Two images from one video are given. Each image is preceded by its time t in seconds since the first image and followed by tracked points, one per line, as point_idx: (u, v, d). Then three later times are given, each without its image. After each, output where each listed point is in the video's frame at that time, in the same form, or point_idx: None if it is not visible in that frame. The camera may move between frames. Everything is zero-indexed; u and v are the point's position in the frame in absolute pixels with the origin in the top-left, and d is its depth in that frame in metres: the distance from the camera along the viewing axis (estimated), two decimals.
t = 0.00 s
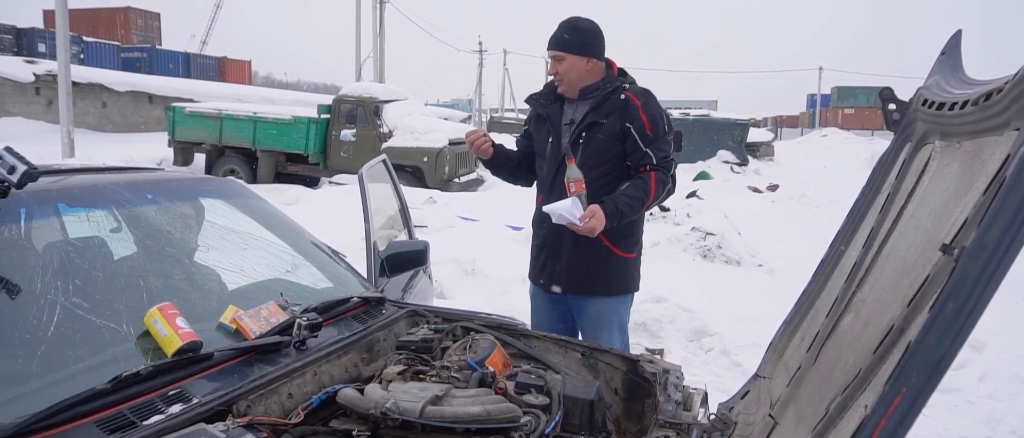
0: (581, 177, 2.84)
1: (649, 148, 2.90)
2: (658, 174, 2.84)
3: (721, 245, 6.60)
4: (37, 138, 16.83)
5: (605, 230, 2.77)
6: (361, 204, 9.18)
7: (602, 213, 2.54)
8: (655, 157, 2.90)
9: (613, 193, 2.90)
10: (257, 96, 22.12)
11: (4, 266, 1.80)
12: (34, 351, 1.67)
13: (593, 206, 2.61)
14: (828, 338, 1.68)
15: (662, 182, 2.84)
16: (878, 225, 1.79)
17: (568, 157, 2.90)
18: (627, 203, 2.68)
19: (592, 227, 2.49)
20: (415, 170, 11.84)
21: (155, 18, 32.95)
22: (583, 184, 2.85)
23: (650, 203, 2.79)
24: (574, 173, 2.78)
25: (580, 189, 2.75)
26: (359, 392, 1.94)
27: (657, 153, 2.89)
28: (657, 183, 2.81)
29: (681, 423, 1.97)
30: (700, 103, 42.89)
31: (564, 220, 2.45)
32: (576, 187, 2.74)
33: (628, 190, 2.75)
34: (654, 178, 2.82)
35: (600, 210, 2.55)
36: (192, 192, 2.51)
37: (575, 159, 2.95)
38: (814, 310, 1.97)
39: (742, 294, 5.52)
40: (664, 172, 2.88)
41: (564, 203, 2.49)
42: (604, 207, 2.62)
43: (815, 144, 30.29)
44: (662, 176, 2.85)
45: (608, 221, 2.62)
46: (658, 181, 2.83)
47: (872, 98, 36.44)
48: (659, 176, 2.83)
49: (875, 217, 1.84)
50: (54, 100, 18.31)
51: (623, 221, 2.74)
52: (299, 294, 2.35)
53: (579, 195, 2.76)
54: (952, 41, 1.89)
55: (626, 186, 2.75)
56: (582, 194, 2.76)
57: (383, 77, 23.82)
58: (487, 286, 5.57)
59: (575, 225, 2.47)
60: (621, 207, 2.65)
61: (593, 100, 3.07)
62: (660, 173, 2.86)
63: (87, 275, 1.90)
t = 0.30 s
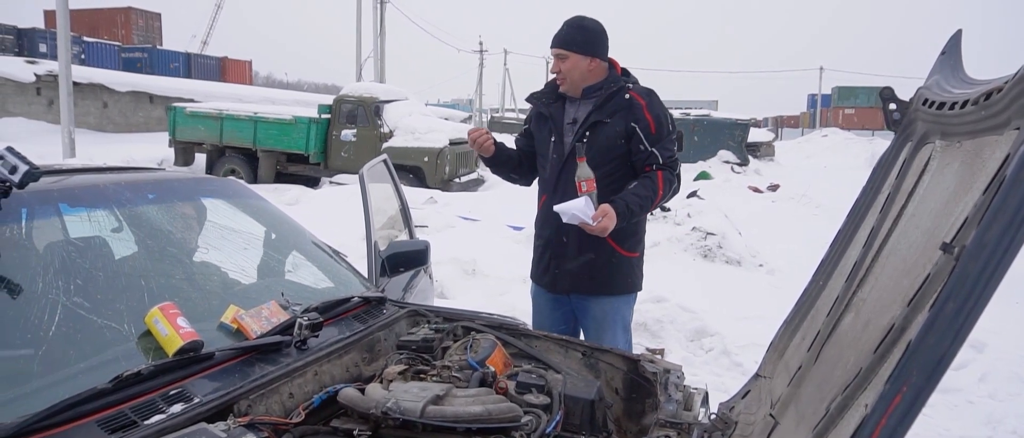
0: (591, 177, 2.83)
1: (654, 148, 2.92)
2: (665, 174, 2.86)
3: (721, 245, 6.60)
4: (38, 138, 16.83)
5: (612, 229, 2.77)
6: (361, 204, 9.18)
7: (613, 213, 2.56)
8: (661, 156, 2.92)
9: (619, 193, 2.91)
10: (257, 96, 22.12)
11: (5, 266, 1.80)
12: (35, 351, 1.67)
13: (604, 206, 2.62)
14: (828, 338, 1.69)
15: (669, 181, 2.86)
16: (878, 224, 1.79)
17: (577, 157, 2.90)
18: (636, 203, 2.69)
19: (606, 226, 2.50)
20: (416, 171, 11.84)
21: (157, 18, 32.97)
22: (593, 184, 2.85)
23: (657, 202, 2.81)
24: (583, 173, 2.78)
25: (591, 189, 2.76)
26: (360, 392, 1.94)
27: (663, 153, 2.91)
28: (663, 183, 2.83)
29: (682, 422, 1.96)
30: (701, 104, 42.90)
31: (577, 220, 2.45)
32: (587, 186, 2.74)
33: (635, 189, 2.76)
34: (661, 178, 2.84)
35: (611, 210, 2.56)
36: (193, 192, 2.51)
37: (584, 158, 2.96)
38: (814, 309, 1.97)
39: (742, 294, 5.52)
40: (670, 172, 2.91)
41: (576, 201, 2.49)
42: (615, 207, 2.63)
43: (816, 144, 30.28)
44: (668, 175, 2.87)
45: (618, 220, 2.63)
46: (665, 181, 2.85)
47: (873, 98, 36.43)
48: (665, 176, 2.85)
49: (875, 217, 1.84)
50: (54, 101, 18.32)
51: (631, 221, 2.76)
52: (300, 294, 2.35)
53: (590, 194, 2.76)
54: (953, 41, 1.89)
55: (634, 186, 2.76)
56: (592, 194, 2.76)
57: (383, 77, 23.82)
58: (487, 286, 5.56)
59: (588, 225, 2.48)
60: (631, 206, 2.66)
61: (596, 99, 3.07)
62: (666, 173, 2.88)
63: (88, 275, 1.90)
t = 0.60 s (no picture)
0: (599, 174, 2.81)
1: (659, 147, 2.93)
2: (670, 172, 2.87)
3: (721, 245, 6.59)
4: (37, 138, 16.83)
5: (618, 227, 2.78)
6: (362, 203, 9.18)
7: (622, 211, 2.56)
8: (666, 155, 2.93)
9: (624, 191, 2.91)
10: (257, 96, 22.12)
11: (5, 265, 1.80)
12: (35, 349, 1.67)
13: (613, 204, 2.62)
14: (829, 337, 1.69)
15: (674, 180, 2.88)
16: (879, 223, 1.79)
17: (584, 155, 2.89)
18: (643, 201, 2.70)
19: (615, 225, 2.50)
20: (416, 170, 11.84)
21: (157, 18, 32.99)
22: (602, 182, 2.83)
23: (664, 200, 2.81)
24: (592, 171, 2.77)
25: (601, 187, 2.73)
26: (360, 392, 1.93)
27: (667, 152, 2.93)
28: (669, 181, 2.84)
29: (682, 422, 1.96)
30: (701, 104, 42.88)
31: (587, 218, 2.46)
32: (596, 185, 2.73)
33: (642, 187, 2.76)
34: (667, 176, 2.85)
35: (620, 208, 2.57)
36: (194, 192, 2.51)
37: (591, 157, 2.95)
38: (815, 308, 1.97)
39: (743, 294, 5.51)
40: (675, 170, 2.92)
41: (586, 199, 2.50)
42: (624, 206, 2.64)
43: (816, 144, 30.28)
44: (673, 174, 2.88)
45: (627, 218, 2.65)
46: (670, 179, 2.86)
47: (873, 98, 36.43)
48: (671, 175, 2.87)
49: (875, 217, 1.84)
50: (54, 100, 18.31)
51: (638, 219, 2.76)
52: (301, 294, 2.35)
53: (599, 192, 2.74)
54: (953, 40, 1.89)
55: (641, 185, 2.76)
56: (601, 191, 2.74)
57: (383, 77, 23.82)
58: (488, 286, 5.56)
59: (597, 223, 2.48)
60: (638, 204, 2.67)
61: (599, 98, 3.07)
62: (671, 171, 2.89)
63: (88, 274, 1.90)
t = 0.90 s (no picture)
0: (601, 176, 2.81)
1: (660, 147, 2.93)
2: (672, 172, 2.87)
3: (721, 245, 6.59)
4: (37, 137, 16.83)
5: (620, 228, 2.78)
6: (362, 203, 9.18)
7: (625, 212, 2.56)
8: (668, 155, 2.93)
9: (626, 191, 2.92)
10: (257, 96, 22.11)
11: (5, 265, 1.80)
12: (35, 349, 1.67)
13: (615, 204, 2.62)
14: (829, 337, 1.69)
15: (676, 180, 2.87)
16: (879, 223, 1.79)
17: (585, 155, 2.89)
18: (645, 201, 2.70)
19: (619, 226, 2.49)
20: (416, 170, 11.84)
21: (157, 18, 33.01)
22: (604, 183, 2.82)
23: (665, 200, 2.81)
24: (594, 172, 2.77)
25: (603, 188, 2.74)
26: (360, 391, 1.94)
27: (669, 151, 2.92)
28: (671, 181, 2.84)
29: (682, 422, 1.96)
30: (701, 104, 42.86)
31: (591, 219, 2.45)
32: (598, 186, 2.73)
33: (644, 187, 2.76)
34: (669, 176, 2.85)
35: (623, 208, 2.57)
36: (193, 191, 2.51)
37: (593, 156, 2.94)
38: (815, 308, 1.97)
39: (743, 294, 5.51)
40: (677, 169, 2.92)
41: (588, 201, 2.49)
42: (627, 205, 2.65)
43: (816, 144, 30.28)
44: (675, 174, 2.88)
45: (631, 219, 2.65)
46: (672, 179, 2.86)
47: (873, 98, 36.44)
48: (673, 174, 2.87)
49: (874, 217, 1.84)
50: (54, 100, 18.30)
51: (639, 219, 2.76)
52: (301, 293, 2.35)
53: (601, 194, 2.75)
54: (952, 40, 1.89)
55: (643, 185, 2.76)
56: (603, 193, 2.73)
57: (383, 77, 23.81)
58: (487, 286, 5.56)
59: (600, 224, 2.48)
60: (640, 204, 2.67)
61: (600, 98, 3.07)
62: (673, 171, 2.89)
63: (88, 274, 1.90)
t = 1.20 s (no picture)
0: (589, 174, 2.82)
1: (654, 146, 2.91)
2: (665, 172, 2.86)
3: (721, 245, 6.58)
4: (36, 137, 16.82)
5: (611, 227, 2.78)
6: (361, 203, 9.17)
7: (611, 210, 2.55)
8: (662, 155, 2.91)
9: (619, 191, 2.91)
10: (256, 96, 22.10)
11: (3, 265, 1.79)
12: (34, 349, 1.66)
13: (602, 203, 2.61)
14: (828, 337, 1.69)
15: (668, 180, 2.86)
16: (878, 223, 1.79)
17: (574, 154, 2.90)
18: (634, 200, 2.69)
19: (603, 224, 2.48)
20: (415, 170, 11.84)
21: (156, 18, 33.02)
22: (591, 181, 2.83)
23: (657, 200, 2.80)
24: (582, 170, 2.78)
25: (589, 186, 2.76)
26: (359, 391, 1.93)
27: (663, 151, 2.91)
28: (663, 181, 2.83)
29: (682, 422, 1.96)
30: (700, 105, 42.87)
31: (574, 216, 2.45)
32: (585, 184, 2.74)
33: (635, 187, 2.75)
34: (661, 176, 2.83)
35: (609, 207, 2.56)
36: (193, 191, 2.51)
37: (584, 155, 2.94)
38: (814, 309, 1.96)
39: (742, 294, 5.51)
40: (670, 170, 2.91)
41: (574, 199, 2.49)
42: (613, 204, 2.63)
43: (815, 144, 30.31)
44: (668, 174, 2.87)
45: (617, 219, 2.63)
46: (664, 179, 2.84)
47: (872, 98, 36.48)
48: (665, 175, 2.85)
49: (874, 217, 1.84)
50: (53, 100, 18.28)
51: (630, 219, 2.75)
52: (299, 293, 2.35)
53: (588, 192, 2.77)
54: (953, 40, 1.89)
55: (634, 184, 2.76)
56: (590, 191, 2.76)
57: (383, 77, 23.81)
58: (487, 286, 5.55)
59: (585, 222, 2.47)
60: (630, 204, 2.66)
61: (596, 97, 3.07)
62: (666, 171, 2.87)
63: (87, 274, 1.89)
